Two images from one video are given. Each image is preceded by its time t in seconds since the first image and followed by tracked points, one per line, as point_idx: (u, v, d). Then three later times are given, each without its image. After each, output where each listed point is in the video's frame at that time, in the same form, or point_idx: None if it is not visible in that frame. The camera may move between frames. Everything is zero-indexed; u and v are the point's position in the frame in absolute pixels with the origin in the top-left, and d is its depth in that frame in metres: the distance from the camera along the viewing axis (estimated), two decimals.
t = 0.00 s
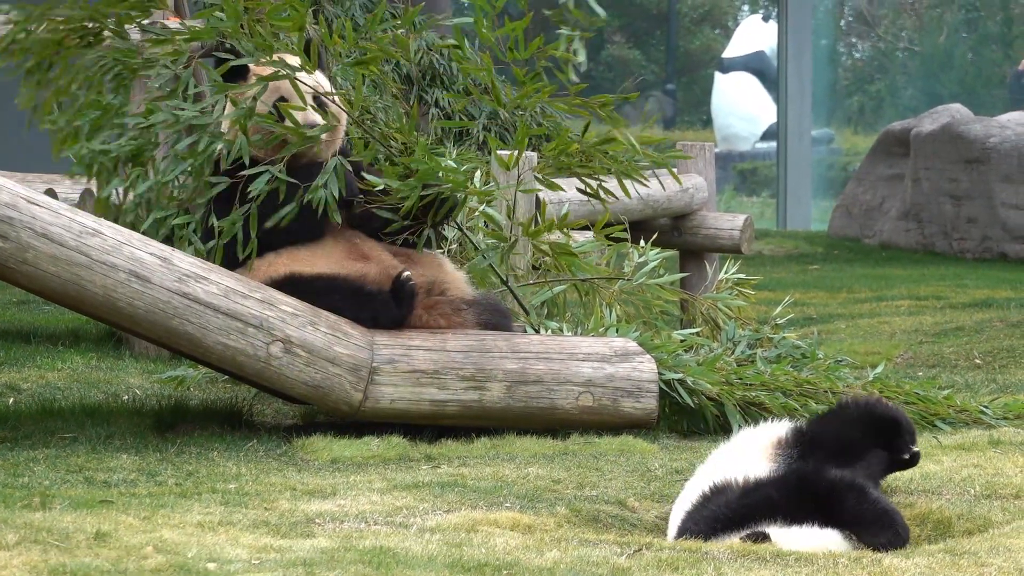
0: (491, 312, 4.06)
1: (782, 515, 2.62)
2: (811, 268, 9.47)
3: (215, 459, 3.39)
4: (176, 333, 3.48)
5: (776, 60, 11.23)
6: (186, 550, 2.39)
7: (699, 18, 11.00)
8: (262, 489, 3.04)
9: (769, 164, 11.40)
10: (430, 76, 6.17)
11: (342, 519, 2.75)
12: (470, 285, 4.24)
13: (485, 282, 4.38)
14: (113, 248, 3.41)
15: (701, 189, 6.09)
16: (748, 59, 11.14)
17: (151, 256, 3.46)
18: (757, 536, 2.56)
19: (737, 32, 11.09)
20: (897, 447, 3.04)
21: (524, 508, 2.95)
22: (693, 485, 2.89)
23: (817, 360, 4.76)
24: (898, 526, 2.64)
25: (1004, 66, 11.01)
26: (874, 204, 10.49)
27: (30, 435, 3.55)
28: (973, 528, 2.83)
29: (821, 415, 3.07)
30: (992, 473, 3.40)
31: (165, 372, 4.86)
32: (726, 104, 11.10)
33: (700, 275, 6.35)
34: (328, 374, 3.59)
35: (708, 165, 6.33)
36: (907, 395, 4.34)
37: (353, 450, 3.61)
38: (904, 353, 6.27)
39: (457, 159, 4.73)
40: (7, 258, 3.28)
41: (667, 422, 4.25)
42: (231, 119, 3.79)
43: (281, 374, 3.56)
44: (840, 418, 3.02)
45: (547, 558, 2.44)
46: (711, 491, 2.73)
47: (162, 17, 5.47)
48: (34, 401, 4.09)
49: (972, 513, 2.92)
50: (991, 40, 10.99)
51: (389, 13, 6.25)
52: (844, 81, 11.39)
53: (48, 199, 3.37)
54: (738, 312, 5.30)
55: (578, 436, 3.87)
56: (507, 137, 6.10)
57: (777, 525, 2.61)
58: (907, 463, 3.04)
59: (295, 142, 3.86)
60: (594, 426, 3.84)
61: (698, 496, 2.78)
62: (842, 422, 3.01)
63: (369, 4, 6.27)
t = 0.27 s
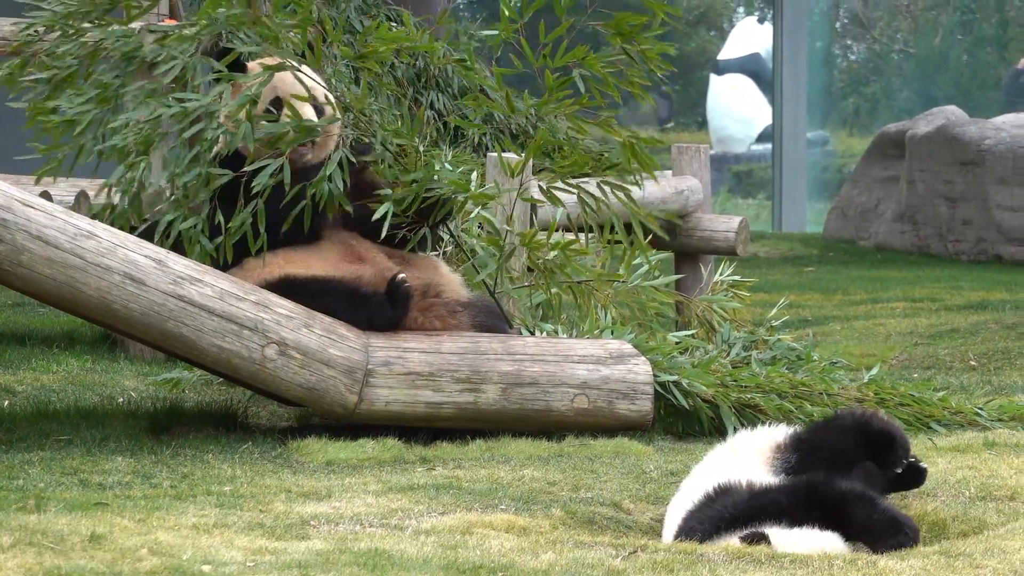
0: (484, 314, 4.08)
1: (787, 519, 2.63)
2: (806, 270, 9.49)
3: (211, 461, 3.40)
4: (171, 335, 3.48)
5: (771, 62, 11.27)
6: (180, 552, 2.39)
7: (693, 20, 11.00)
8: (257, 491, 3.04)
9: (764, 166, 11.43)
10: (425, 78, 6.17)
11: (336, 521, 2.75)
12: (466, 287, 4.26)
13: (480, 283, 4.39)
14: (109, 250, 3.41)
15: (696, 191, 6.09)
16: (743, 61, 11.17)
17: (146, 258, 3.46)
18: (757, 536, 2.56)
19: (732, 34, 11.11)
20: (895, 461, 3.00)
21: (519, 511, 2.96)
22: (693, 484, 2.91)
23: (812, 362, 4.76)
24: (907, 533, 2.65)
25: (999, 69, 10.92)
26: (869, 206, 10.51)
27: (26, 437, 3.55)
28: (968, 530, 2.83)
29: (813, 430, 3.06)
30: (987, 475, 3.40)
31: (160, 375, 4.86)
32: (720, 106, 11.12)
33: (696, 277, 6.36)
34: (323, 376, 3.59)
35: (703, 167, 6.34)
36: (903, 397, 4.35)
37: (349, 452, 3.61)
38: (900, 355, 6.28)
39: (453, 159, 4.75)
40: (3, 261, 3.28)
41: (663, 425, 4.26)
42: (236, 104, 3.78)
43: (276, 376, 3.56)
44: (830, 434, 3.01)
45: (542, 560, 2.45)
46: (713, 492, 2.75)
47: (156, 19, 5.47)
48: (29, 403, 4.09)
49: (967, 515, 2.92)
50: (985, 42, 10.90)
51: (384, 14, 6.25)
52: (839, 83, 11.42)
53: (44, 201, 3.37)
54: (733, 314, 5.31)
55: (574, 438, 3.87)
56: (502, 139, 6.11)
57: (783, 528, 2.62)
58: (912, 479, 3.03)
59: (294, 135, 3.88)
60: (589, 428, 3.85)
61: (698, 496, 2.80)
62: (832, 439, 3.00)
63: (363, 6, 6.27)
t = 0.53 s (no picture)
0: (480, 312, 4.09)
1: (774, 518, 2.63)
2: (802, 268, 9.50)
3: (206, 459, 3.40)
4: (167, 333, 3.48)
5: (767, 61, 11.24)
6: (176, 551, 2.39)
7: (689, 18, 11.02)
8: (252, 489, 3.04)
9: (760, 164, 11.44)
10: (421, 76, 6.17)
11: (332, 519, 2.75)
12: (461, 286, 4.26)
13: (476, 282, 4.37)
14: (104, 248, 3.41)
15: (691, 189, 6.09)
16: (738, 61, 11.14)
17: (142, 257, 3.46)
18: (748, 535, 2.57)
19: (728, 33, 11.02)
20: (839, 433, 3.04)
21: (514, 509, 2.96)
22: (682, 485, 2.90)
23: (807, 361, 4.77)
24: (893, 533, 2.66)
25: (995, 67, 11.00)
26: (865, 205, 10.52)
27: (21, 436, 3.55)
28: (963, 529, 2.84)
29: (767, 417, 2.97)
30: (982, 473, 3.42)
31: (155, 373, 4.85)
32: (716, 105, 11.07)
33: (691, 276, 6.37)
34: (318, 374, 3.59)
35: (699, 165, 6.35)
36: (898, 395, 4.36)
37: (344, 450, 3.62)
38: (895, 353, 6.29)
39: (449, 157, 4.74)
40: None
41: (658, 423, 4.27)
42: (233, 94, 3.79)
43: (272, 374, 3.56)
44: (792, 419, 2.93)
45: (537, 559, 2.45)
46: (701, 494, 2.74)
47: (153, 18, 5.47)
48: (24, 402, 4.09)
49: (962, 514, 2.93)
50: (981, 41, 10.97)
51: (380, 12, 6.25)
52: (835, 82, 11.44)
53: (39, 199, 3.37)
54: (728, 312, 5.32)
55: (569, 437, 3.88)
56: (498, 137, 6.11)
57: (766, 528, 2.62)
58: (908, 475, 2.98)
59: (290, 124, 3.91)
60: (584, 426, 3.86)
61: (687, 497, 2.79)
62: (794, 423, 2.93)
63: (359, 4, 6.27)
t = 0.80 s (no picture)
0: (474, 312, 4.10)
1: (759, 518, 2.62)
2: (797, 269, 9.51)
3: (201, 460, 3.40)
4: (162, 334, 3.47)
5: (762, 61, 11.25)
6: (170, 552, 2.39)
7: (685, 19, 11.04)
8: (247, 490, 3.04)
9: (755, 165, 11.45)
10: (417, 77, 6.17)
11: (327, 520, 2.75)
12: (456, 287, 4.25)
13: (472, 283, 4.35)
14: (99, 249, 3.40)
15: (686, 191, 6.10)
16: (734, 60, 11.19)
17: (137, 257, 3.46)
18: (740, 538, 2.59)
19: (723, 33, 11.12)
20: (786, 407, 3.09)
21: (509, 510, 2.97)
22: (675, 487, 2.90)
23: (802, 362, 4.79)
24: (874, 542, 2.62)
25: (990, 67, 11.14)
26: (860, 205, 10.53)
27: (16, 437, 3.55)
28: (958, 530, 2.85)
29: (717, 418, 2.98)
30: (977, 474, 3.42)
31: (150, 374, 4.85)
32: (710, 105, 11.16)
33: (686, 277, 6.38)
34: (313, 375, 3.59)
35: (694, 166, 6.36)
36: (893, 396, 4.37)
37: (339, 451, 3.61)
38: (890, 354, 6.30)
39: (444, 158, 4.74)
40: None
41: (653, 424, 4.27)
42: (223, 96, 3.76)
43: (267, 375, 3.56)
44: (741, 410, 2.96)
45: (532, 560, 2.45)
46: (694, 498, 2.72)
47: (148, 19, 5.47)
48: (20, 403, 4.08)
49: (958, 515, 2.94)
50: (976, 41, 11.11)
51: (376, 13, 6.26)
52: (830, 83, 11.43)
53: (33, 200, 3.37)
54: (723, 313, 5.32)
55: (564, 438, 3.88)
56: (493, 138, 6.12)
57: (750, 531, 2.61)
58: (907, 476, 2.99)
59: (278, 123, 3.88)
60: (580, 427, 3.86)
61: (680, 500, 2.80)
62: (743, 413, 2.96)
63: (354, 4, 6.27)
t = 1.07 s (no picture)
0: (468, 315, 4.14)
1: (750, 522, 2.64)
2: (789, 272, 9.53)
3: (194, 463, 3.40)
4: (154, 337, 3.47)
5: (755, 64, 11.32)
6: (163, 555, 2.39)
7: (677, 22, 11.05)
8: (240, 493, 3.04)
9: (747, 167, 11.52)
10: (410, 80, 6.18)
11: (319, 523, 2.75)
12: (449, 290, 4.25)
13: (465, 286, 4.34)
14: (91, 252, 3.40)
15: (679, 193, 6.11)
16: (726, 63, 11.21)
17: (130, 260, 3.46)
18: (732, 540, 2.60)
19: (717, 36, 11.11)
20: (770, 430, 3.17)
21: (502, 512, 2.97)
22: (667, 490, 2.92)
23: (795, 364, 4.80)
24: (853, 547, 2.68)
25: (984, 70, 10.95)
26: (853, 208, 10.56)
27: (8, 439, 3.54)
28: (950, 532, 2.86)
29: (704, 424, 3.07)
30: (970, 476, 3.44)
31: (143, 377, 4.85)
32: (704, 108, 11.15)
33: (679, 280, 6.39)
34: (306, 378, 3.60)
35: (686, 169, 6.37)
36: (886, 398, 4.39)
37: (332, 454, 3.62)
38: (882, 356, 6.32)
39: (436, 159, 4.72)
40: None
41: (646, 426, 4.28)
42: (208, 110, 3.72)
43: (260, 378, 3.56)
44: (728, 414, 3.04)
45: (525, 563, 2.45)
46: (693, 498, 2.77)
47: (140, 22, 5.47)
48: (12, 405, 4.08)
49: (950, 517, 2.95)
50: (969, 45, 10.98)
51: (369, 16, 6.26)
52: (823, 85, 11.49)
53: (25, 203, 3.36)
54: (716, 315, 5.33)
55: (557, 440, 3.89)
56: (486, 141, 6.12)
57: (737, 533, 2.62)
58: (896, 477, 3.06)
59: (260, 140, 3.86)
60: (572, 430, 3.87)
61: (674, 502, 2.82)
62: (730, 417, 3.04)
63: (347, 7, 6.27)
